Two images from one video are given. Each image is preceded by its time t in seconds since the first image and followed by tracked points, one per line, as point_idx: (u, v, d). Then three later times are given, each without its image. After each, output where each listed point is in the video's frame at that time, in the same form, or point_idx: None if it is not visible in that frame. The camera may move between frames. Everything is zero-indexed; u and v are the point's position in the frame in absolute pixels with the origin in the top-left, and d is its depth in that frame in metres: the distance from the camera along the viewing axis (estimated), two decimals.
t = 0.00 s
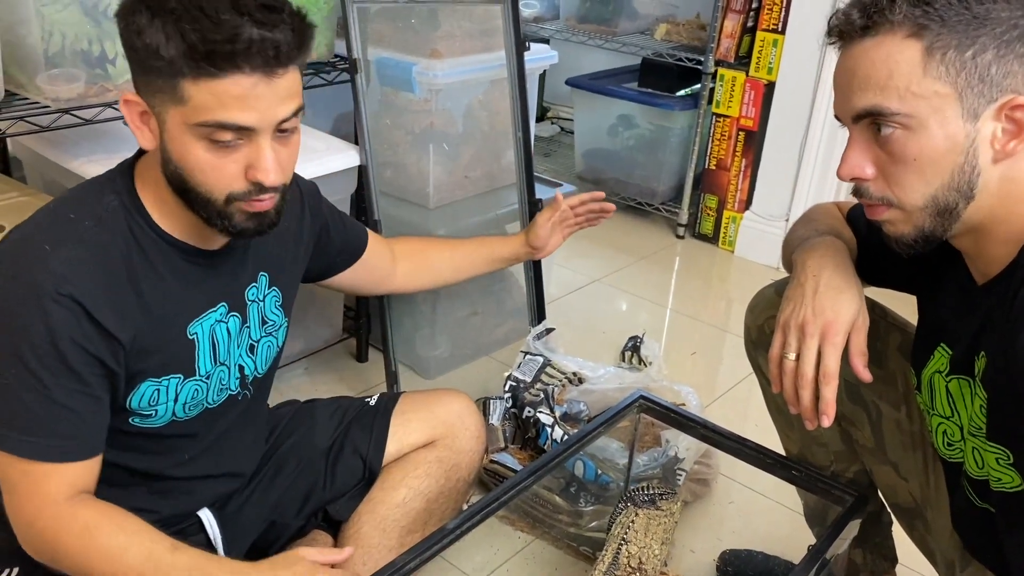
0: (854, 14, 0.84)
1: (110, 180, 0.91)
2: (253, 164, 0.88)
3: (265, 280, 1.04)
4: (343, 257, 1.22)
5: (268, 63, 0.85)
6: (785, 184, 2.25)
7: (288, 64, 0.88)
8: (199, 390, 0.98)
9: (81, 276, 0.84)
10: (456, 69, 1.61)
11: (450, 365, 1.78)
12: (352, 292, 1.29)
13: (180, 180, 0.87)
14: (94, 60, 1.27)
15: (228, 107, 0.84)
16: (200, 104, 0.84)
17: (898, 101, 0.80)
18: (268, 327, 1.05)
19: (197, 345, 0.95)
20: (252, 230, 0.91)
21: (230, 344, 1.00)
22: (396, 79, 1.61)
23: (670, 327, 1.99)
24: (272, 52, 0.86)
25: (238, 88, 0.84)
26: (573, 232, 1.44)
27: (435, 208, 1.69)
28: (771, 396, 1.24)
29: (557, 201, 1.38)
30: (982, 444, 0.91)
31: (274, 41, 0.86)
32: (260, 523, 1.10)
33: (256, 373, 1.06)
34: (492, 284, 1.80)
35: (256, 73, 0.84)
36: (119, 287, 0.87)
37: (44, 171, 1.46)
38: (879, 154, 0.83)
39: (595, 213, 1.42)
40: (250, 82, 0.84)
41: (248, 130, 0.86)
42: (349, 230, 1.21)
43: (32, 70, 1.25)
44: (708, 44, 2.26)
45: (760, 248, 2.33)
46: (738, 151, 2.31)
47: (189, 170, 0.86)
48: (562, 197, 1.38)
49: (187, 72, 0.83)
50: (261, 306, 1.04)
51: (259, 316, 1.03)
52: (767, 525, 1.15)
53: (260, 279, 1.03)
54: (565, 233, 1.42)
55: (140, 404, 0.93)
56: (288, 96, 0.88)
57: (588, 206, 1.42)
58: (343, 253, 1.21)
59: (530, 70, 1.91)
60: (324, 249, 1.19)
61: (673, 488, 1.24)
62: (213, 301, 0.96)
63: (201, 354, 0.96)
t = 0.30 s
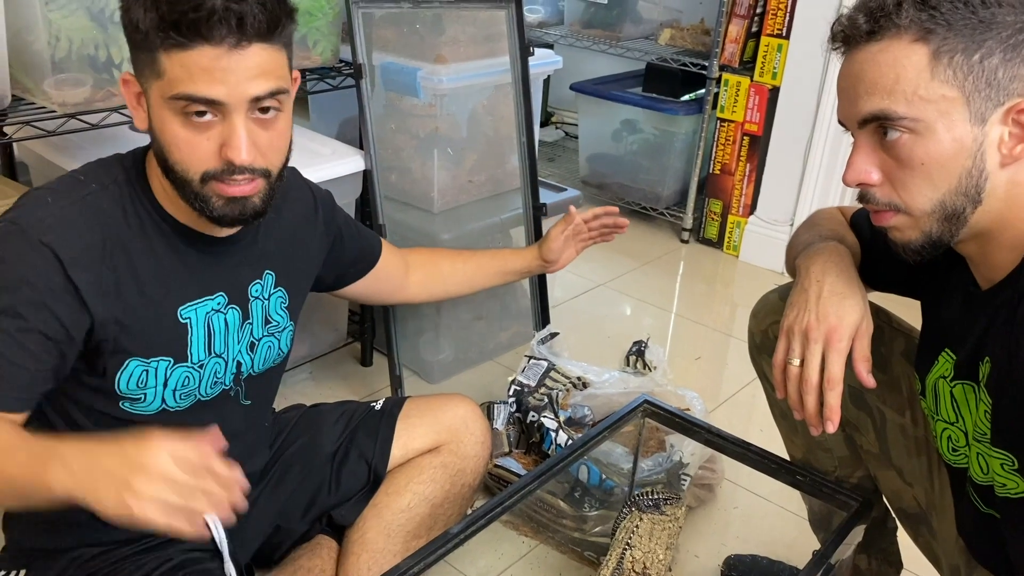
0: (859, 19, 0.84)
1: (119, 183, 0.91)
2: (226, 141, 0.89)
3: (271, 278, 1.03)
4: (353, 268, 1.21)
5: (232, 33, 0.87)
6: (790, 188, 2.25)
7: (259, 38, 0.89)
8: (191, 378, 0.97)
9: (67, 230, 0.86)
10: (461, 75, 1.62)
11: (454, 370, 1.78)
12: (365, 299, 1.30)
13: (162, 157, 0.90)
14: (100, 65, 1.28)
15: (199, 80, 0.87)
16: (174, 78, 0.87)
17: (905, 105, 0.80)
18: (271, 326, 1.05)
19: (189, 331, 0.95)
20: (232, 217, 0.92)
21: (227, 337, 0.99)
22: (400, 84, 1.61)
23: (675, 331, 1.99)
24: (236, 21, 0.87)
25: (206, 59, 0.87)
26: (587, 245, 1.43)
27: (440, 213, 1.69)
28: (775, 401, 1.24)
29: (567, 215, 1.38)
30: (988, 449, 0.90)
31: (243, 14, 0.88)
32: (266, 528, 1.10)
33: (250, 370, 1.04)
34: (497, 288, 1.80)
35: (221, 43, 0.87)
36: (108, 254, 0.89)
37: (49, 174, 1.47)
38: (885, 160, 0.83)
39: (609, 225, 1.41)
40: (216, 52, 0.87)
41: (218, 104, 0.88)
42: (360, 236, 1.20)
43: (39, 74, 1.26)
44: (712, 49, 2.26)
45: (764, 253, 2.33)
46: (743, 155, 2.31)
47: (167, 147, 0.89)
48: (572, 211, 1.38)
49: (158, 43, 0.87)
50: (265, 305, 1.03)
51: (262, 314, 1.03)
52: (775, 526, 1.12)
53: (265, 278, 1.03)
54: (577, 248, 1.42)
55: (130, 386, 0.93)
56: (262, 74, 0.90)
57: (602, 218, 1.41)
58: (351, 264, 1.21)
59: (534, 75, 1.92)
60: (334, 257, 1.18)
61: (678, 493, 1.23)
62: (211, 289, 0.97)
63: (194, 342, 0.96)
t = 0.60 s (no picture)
0: (865, 23, 0.84)
1: (127, 188, 0.92)
2: (241, 139, 0.90)
3: (272, 277, 1.04)
4: (362, 276, 1.22)
5: (262, 36, 0.89)
6: (795, 193, 2.25)
7: (286, 45, 0.91)
8: (188, 367, 0.96)
9: (64, 208, 0.87)
10: (466, 80, 1.63)
11: (458, 375, 1.78)
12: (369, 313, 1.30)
13: (177, 150, 0.90)
14: (107, 70, 1.28)
15: (223, 77, 0.88)
16: (197, 73, 0.88)
17: (912, 108, 0.80)
18: (271, 325, 1.05)
19: (187, 319, 0.95)
20: (234, 214, 0.92)
21: (226, 329, 0.99)
22: (405, 88, 1.62)
23: (680, 337, 1.99)
24: (267, 26, 0.89)
25: (233, 58, 0.88)
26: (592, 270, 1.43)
27: (445, 217, 1.68)
28: (781, 406, 1.24)
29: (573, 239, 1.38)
30: (994, 453, 0.90)
31: (274, 20, 0.89)
32: (269, 531, 1.10)
33: (250, 369, 1.04)
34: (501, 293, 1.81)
35: (250, 44, 0.88)
36: (104, 235, 0.90)
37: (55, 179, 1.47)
38: (891, 163, 0.83)
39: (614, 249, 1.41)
40: (243, 53, 0.88)
41: (239, 101, 0.89)
42: (362, 244, 1.20)
43: (45, 79, 1.26)
44: (716, 55, 2.26)
45: (770, 258, 2.33)
46: (748, 161, 2.30)
47: (183, 140, 0.90)
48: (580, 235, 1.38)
49: (188, 38, 0.88)
50: (266, 302, 1.03)
51: (263, 312, 1.03)
52: (778, 531, 1.12)
53: (267, 276, 1.03)
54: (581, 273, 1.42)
55: (127, 372, 0.92)
56: (283, 80, 0.91)
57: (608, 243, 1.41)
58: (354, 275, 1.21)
59: (539, 80, 1.92)
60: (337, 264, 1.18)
61: (682, 498, 1.23)
62: (212, 279, 0.97)
63: (192, 331, 0.96)
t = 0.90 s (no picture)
0: (867, 29, 0.84)
1: (132, 193, 0.92)
2: (248, 136, 0.91)
3: (276, 279, 1.04)
4: (361, 283, 1.23)
5: (269, 33, 0.90)
6: (800, 198, 2.25)
7: (292, 42, 0.92)
8: (195, 370, 0.97)
9: (70, 216, 0.88)
10: (470, 86, 1.64)
11: (463, 380, 1.78)
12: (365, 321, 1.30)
13: (182, 150, 0.91)
14: (114, 77, 1.29)
15: (230, 73, 0.89)
16: (204, 70, 0.89)
17: (915, 112, 0.80)
18: (275, 327, 1.05)
19: (193, 322, 0.95)
20: (242, 211, 0.92)
21: (232, 331, 0.99)
22: (409, 94, 1.61)
23: (685, 342, 1.99)
24: (273, 22, 0.90)
25: (240, 55, 0.89)
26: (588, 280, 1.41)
27: (449, 222, 1.70)
28: (785, 410, 1.24)
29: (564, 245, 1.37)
30: (999, 457, 0.90)
31: (281, 17, 0.90)
32: (273, 535, 1.10)
33: (256, 371, 1.05)
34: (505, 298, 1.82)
35: (257, 41, 0.89)
36: (109, 243, 0.90)
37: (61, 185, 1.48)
38: (895, 168, 0.83)
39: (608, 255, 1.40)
40: (250, 50, 0.89)
41: (246, 97, 0.90)
42: (361, 250, 1.21)
43: (52, 85, 1.27)
44: (720, 60, 2.27)
45: (774, 263, 2.33)
46: (752, 166, 2.31)
47: (190, 139, 0.90)
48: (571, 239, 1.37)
49: (195, 36, 0.89)
50: (270, 305, 1.04)
51: (267, 314, 1.04)
52: (779, 536, 1.13)
53: (271, 278, 1.03)
54: (575, 280, 1.40)
55: (135, 375, 0.93)
56: (288, 76, 0.92)
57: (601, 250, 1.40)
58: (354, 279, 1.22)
59: (544, 85, 1.93)
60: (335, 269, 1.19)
61: (687, 502, 1.25)
62: (217, 283, 0.97)
63: (198, 333, 0.96)
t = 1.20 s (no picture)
0: (866, 35, 0.84)
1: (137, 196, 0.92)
2: (252, 122, 0.91)
3: (278, 284, 1.04)
4: (354, 305, 1.17)
5: (268, 19, 0.91)
6: (803, 203, 2.25)
7: (290, 27, 0.93)
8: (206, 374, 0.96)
9: (84, 237, 0.86)
10: (474, 92, 1.64)
11: (466, 385, 1.78)
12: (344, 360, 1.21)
13: (186, 143, 0.91)
14: (118, 83, 1.30)
15: (230, 59, 0.90)
16: (206, 59, 0.89)
17: (916, 117, 0.80)
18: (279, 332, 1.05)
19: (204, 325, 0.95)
20: (249, 197, 0.93)
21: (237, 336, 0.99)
22: (414, 101, 1.63)
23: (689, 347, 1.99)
24: (273, 8, 0.91)
25: (241, 41, 0.90)
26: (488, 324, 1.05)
27: (453, 228, 1.71)
28: (789, 415, 1.23)
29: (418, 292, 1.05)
30: (1003, 462, 0.90)
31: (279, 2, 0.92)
32: (276, 541, 1.09)
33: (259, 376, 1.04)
34: (508, 303, 1.82)
35: (257, 27, 0.90)
36: (124, 263, 0.89)
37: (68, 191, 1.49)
38: (897, 172, 0.83)
39: (483, 286, 1.04)
40: (251, 35, 0.90)
41: (248, 84, 0.90)
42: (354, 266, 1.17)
43: (57, 92, 1.28)
44: (723, 66, 2.27)
45: (778, 268, 2.32)
46: (755, 171, 2.31)
47: (194, 131, 0.91)
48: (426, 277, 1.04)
49: (196, 28, 0.90)
50: (273, 310, 1.03)
51: (270, 319, 1.03)
52: (784, 544, 1.12)
53: (273, 283, 1.03)
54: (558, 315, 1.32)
55: (150, 383, 0.92)
56: (286, 61, 0.93)
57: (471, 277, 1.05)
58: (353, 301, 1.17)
59: (546, 91, 1.93)
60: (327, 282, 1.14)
61: (690, 508, 1.25)
62: (223, 289, 0.97)
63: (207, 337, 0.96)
